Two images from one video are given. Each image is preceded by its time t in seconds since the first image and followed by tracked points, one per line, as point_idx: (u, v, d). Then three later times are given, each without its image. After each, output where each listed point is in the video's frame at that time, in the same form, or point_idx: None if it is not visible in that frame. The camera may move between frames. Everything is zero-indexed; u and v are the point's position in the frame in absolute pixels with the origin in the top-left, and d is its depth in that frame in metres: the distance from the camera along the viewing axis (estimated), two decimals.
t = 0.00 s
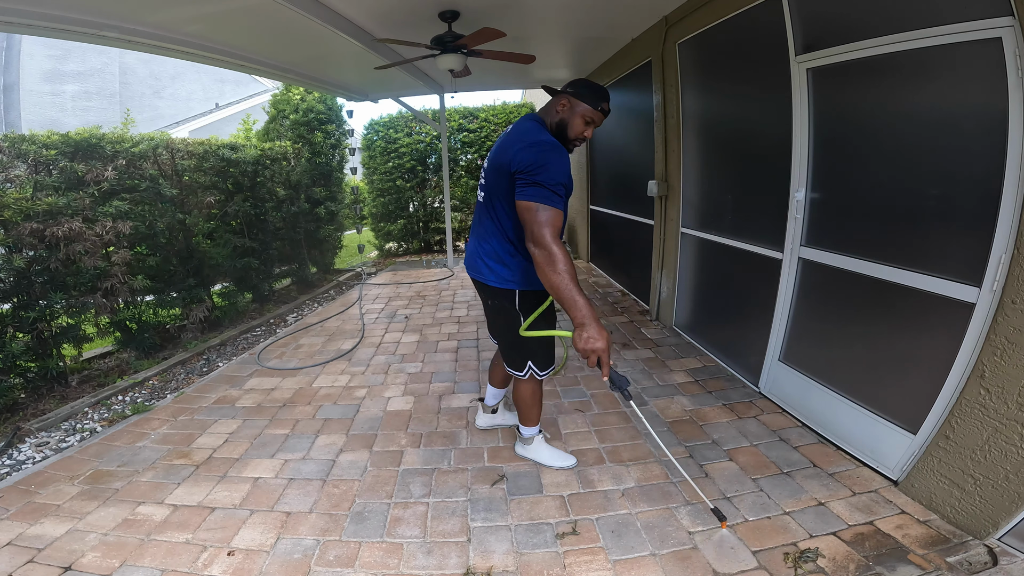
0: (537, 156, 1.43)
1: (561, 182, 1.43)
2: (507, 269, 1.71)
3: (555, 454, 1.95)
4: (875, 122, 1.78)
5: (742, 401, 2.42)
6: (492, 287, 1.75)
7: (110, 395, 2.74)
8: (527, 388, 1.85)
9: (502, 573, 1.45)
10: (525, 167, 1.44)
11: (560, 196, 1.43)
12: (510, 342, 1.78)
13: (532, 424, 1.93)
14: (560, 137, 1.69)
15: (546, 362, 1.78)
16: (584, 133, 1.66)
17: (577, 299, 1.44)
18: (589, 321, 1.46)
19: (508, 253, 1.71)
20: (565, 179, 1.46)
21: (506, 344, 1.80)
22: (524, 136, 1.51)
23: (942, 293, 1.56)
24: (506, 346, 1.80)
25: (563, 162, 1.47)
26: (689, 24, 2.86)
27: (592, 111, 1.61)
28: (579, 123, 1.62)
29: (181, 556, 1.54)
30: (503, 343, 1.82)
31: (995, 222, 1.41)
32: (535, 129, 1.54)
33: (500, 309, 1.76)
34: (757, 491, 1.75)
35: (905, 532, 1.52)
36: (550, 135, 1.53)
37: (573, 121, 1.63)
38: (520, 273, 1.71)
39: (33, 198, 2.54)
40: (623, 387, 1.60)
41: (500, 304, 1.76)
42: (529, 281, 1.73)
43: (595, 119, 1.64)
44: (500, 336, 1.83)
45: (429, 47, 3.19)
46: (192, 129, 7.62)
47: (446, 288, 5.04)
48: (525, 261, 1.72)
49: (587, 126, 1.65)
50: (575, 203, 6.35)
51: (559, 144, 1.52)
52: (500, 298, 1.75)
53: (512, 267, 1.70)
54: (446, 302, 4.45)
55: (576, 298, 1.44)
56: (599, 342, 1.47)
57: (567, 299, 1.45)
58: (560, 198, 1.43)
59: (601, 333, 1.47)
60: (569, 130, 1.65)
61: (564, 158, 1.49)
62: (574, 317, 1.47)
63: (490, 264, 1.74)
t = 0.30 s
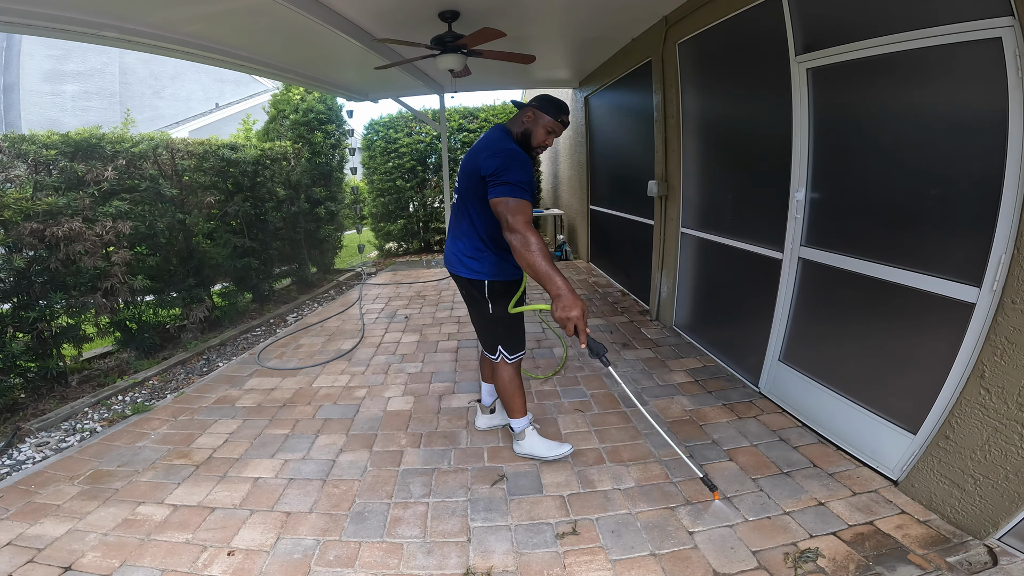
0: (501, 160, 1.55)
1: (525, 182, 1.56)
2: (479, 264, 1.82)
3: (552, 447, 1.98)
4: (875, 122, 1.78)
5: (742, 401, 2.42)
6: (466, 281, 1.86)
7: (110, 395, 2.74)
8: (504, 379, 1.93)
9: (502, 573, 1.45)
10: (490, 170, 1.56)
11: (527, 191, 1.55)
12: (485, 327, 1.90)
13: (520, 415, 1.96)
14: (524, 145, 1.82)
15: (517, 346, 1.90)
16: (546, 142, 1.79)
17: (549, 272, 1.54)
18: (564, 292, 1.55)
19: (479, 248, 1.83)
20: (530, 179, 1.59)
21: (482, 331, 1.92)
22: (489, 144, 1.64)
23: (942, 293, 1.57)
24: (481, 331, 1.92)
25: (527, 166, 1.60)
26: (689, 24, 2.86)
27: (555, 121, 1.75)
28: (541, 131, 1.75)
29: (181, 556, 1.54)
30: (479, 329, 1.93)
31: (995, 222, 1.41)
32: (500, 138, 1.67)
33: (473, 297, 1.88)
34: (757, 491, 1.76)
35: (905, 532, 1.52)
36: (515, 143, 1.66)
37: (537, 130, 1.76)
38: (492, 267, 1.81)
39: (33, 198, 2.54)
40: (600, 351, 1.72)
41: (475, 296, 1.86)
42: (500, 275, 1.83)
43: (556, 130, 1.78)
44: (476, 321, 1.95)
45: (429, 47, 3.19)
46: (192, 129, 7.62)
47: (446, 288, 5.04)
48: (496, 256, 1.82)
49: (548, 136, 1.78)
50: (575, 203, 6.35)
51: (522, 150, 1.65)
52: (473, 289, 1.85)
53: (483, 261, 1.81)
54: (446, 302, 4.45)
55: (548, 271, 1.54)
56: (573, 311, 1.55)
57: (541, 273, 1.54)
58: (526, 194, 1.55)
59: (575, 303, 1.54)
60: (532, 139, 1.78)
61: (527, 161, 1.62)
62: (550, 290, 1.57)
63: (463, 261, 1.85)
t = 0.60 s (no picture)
0: (460, 160, 1.56)
1: (479, 186, 1.57)
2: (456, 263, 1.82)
3: (487, 433, 2.13)
4: (875, 122, 1.78)
5: (742, 401, 2.42)
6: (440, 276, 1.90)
7: (110, 395, 2.74)
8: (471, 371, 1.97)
9: (502, 573, 1.45)
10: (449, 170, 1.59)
11: (476, 197, 1.57)
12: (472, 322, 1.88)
13: (465, 407, 2.05)
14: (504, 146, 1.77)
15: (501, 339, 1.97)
16: (525, 144, 1.74)
17: (476, 281, 1.59)
18: (487, 303, 1.61)
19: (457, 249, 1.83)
20: (490, 183, 1.59)
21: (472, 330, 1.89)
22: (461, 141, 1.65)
23: (942, 293, 1.57)
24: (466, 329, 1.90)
25: (491, 166, 1.60)
26: (689, 24, 2.86)
27: (532, 121, 1.68)
28: (518, 131, 1.70)
29: (181, 556, 1.54)
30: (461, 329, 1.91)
31: (995, 222, 1.41)
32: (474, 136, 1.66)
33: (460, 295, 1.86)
34: (757, 491, 1.76)
35: (905, 532, 1.52)
36: (490, 141, 1.65)
37: (515, 130, 1.71)
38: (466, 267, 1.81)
39: (33, 198, 2.54)
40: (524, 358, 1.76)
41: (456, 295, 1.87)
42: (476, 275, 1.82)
43: (537, 131, 1.70)
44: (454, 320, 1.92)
45: (429, 47, 3.19)
46: (192, 129, 7.62)
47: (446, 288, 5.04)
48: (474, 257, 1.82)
49: (529, 136, 1.72)
50: (575, 203, 6.35)
51: (495, 150, 1.64)
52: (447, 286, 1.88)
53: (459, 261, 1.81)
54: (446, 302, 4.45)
55: (474, 281, 1.59)
56: (495, 322, 1.64)
57: (467, 282, 1.59)
58: (475, 200, 1.57)
59: (496, 315, 1.63)
60: (509, 138, 1.73)
61: (494, 163, 1.60)
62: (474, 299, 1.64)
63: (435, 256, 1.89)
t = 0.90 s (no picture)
0: (457, 163, 1.60)
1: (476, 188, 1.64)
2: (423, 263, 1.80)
3: (484, 430, 2.14)
4: (875, 122, 1.78)
5: (742, 401, 2.42)
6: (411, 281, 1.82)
7: (110, 395, 2.74)
8: (447, 370, 1.99)
9: (502, 573, 1.45)
10: (443, 172, 1.60)
11: (473, 198, 1.62)
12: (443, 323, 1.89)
13: (457, 407, 2.08)
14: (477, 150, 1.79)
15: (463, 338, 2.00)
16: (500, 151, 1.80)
17: (482, 279, 1.60)
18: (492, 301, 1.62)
19: (425, 248, 1.81)
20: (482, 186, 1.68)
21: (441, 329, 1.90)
22: (445, 145, 1.66)
23: (942, 293, 1.57)
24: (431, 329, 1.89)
25: (482, 171, 1.68)
26: (689, 24, 2.86)
27: (511, 131, 1.77)
28: (496, 138, 1.75)
29: (181, 556, 1.54)
30: (433, 334, 1.89)
31: (995, 222, 1.41)
32: (457, 140, 1.68)
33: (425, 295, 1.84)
34: (757, 491, 1.76)
35: (905, 532, 1.52)
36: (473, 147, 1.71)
37: (491, 137, 1.75)
38: (434, 266, 1.81)
39: (34, 198, 2.54)
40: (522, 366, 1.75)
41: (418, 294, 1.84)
42: (442, 273, 1.84)
43: (510, 138, 1.79)
44: (416, 322, 1.90)
45: (429, 47, 3.19)
46: (192, 129, 7.62)
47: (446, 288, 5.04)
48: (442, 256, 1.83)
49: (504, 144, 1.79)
50: (575, 203, 6.35)
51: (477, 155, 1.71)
52: (418, 290, 1.83)
53: (428, 260, 1.80)
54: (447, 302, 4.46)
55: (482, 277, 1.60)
56: (500, 321, 1.63)
57: (471, 281, 1.60)
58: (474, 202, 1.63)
59: (500, 315, 1.63)
60: (487, 145, 1.76)
61: (484, 169, 1.68)
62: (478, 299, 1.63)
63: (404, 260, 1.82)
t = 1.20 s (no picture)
0: (456, 167, 1.52)
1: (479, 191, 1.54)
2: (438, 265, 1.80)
3: (487, 432, 2.14)
4: (875, 122, 1.78)
5: (742, 401, 2.42)
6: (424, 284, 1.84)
7: (110, 395, 2.74)
8: (459, 374, 1.98)
9: (502, 573, 1.45)
10: (440, 180, 1.53)
11: (474, 204, 1.53)
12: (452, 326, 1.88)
13: (463, 408, 2.06)
14: (486, 146, 1.78)
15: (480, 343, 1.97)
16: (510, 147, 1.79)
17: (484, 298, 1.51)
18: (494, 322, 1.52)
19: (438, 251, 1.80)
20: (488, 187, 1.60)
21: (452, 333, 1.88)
22: (444, 147, 1.58)
23: (942, 293, 1.57)
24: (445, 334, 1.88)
25: (486, 171, 1.60)
26: (689, 24, 2.86)
27: (519, 125, 1.72)
28: (504, 134, 1.73)
29: (181, 556, 1.54)
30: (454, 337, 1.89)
31: (995, 222, 1.41)
32: (462, 139, 1.62)
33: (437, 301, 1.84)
34: (757, 491, 1.76)
35: (905, 532, 1.52)
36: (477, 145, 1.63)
37: (500, 131, 1.74)
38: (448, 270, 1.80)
39: (34, 198, 2.54)
40: (523, 396, 1.61)
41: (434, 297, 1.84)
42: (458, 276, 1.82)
43: (520, 133, 1.74)
44: (433, 327, 1.91)
45: (429, 47, 3.19)
46: (192, 129, 7.62)
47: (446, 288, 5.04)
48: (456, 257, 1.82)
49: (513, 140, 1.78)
50: (575, 203, 6.35)
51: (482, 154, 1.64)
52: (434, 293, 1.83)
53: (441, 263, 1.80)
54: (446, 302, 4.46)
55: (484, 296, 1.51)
56: (503, 344, 1.52)
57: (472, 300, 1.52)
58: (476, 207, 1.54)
59: (502, 338, 1.52)
60: (496, 141, 1.75)
61: (486, 168, 1.59)
62: (480, 319, 1.54)
63: (416, 266, 1.84)
